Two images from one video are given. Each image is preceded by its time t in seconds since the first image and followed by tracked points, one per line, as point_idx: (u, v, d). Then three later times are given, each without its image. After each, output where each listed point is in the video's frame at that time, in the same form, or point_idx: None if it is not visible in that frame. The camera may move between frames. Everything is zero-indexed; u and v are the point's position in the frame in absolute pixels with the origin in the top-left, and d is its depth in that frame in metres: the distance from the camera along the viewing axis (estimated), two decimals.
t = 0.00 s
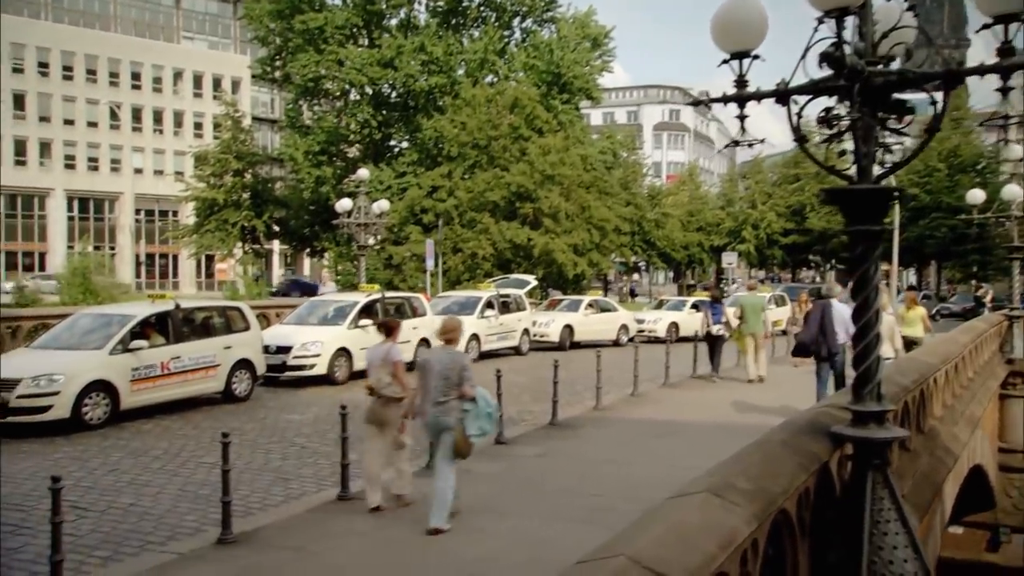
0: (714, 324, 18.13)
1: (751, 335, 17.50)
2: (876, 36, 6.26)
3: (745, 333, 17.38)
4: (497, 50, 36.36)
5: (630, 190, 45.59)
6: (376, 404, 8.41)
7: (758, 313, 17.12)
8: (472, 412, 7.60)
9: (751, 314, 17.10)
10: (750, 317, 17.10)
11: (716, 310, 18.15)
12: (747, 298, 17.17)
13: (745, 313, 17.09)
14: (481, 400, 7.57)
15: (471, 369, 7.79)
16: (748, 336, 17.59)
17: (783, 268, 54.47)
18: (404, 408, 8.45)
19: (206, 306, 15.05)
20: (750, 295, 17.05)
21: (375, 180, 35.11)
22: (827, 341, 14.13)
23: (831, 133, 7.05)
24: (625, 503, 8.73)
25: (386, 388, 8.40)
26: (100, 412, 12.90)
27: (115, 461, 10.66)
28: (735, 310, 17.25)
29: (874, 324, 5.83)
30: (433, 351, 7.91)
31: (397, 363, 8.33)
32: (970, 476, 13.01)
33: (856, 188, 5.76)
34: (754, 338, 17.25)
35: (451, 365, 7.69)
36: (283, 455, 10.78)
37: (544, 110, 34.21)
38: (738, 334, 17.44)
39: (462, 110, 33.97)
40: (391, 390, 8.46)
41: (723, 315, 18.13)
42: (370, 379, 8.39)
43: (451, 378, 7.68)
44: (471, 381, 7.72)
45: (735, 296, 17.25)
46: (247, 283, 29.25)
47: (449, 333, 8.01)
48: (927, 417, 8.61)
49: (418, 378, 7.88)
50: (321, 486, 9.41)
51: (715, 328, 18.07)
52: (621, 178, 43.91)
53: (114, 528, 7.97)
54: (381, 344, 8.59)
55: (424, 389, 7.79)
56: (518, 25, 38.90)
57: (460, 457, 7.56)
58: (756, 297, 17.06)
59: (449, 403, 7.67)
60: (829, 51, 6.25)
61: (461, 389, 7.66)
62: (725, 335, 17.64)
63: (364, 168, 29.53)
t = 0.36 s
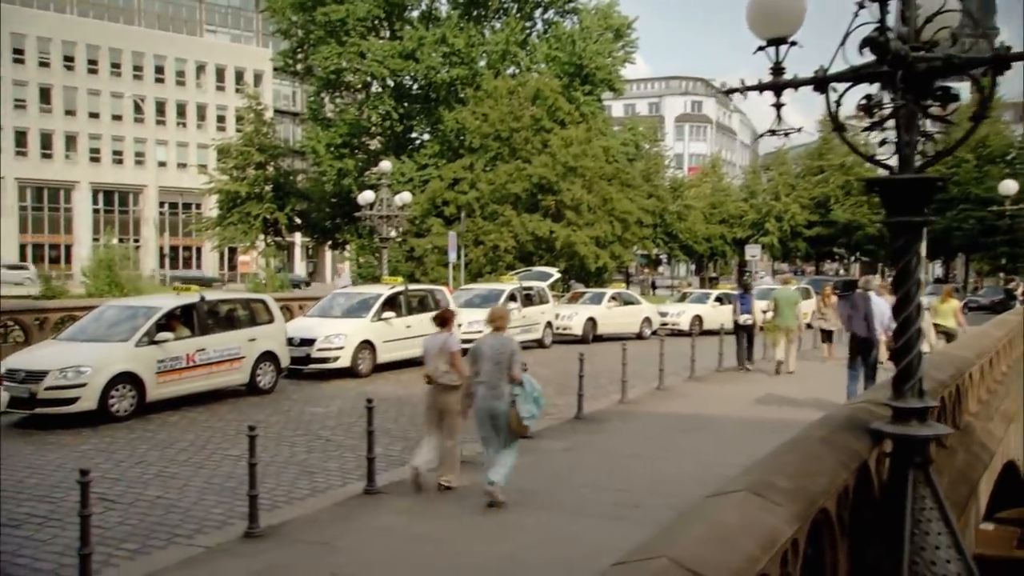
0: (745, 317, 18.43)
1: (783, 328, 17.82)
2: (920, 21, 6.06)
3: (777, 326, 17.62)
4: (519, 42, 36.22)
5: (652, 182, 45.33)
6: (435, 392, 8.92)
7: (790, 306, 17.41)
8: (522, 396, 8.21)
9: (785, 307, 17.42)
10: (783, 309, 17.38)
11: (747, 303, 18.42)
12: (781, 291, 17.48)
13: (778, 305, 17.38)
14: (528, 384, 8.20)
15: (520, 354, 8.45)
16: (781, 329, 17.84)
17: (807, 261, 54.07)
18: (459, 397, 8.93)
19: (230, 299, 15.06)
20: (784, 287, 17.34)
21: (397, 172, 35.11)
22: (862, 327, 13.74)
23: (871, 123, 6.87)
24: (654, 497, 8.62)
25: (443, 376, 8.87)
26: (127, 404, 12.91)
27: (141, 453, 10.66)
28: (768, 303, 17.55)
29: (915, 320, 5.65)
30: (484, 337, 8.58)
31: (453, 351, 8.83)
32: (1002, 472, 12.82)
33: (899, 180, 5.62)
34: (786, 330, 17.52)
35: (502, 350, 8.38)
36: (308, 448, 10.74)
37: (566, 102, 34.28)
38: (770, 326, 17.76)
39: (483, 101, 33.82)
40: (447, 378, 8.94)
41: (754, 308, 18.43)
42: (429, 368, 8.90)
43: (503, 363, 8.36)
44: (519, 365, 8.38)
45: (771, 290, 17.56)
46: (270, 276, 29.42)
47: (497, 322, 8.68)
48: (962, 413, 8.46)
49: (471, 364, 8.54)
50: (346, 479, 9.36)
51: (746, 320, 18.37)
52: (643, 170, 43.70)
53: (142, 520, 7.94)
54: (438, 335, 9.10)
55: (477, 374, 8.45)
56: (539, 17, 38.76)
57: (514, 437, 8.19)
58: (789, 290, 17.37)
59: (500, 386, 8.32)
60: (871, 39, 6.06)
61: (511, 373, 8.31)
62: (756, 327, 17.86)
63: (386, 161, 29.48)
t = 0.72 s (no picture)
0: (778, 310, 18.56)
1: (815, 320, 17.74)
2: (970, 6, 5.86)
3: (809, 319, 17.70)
4: (541, 34, 36.05)
5: (675, 175, 45.06)
6: (489, 385, 8.94)
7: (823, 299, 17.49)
8: (572, 387, 8.49)
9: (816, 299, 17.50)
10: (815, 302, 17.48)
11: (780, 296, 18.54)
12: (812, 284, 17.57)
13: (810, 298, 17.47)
14: (577, 376, 8.50)
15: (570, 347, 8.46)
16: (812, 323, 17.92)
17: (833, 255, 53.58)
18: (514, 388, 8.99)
19: (255, 293, 15.02)
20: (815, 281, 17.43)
21: (420, 166, 35.01)
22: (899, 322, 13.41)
23: (915, 111, 6.71)
24: (687, 496, 8.49)
25: (499, 368, 8.91)
26: (154, 397, 12.91)
27: (168, 447, 10.63)
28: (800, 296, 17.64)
29: (961, 314, 5.45)
30: (533, 333, 8.55)
31: (508, 345, 8.83)
32: None
33: (948, 171, 5.44)
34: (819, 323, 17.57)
35: (552, 345, 8.37)
36: (334, 443, 10.68)
37: (589, 95, 33.93)
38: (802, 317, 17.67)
39: (506, 95, 33.64)
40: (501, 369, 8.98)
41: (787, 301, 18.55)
42: (484, 361, 8.93)
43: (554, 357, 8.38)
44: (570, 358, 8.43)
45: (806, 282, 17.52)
46: (292, 270, 29.42)
47: (546, 316, 8.62)
48: (1001, 408, 8.26)
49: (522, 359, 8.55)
50: (373, 474, 9.28)
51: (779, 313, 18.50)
52: (667, 163, 43.42)
53: (170, 514, 7.91)
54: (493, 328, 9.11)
55: (527, 368, 8.47)
56: (562, 9, 38.67)
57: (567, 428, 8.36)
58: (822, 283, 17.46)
59: (552, 380, 8.40)
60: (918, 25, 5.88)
61: (562, 367, 8.39)
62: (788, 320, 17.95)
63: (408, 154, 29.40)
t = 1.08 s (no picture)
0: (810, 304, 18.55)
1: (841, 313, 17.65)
2: None
3: (836, 313, 17.65)
4: (563, 28, 35.86)
5: (698, 169, 44.75)
6: (541, 372, 9.53)
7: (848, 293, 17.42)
8: (618, 372, 8.88)
9: (842, 293, 17.44)
10: (841, 296, 17.44)
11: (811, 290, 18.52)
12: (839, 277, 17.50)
13: (835, 291, 17.42)
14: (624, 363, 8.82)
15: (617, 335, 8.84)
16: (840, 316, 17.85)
17: (857, 250, 53.09)
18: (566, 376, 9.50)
19: (278, 287, 14.96)
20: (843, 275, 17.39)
21: (441, 160, 34.98)
22: (927, 318, 13.23)
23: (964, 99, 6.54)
24: (719, 493, 8.36)
25: (551, 358, 9.49)
26: (179, 391, 12.90)
27: (194, 442, 10.58)
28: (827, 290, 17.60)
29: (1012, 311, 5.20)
30: (580, 321, 8.91)
31: (557, 335, 9.40)
32: None
33: (996, 160, 5.25)
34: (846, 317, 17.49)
35: (599, 332, 8.75)
36: (359, 438, 10.60)
37: (611, 88, 33.69)
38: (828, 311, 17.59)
39: (528, 89, 33.52)
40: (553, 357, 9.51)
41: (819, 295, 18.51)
42: (534, 351, 9.51)
43: (600, 344, 8.75)
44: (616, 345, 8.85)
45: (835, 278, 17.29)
46: (314, 264, 29.39)
47: (590, 305, 8.87)
48: None
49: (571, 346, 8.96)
50: (399, 470, 9.19)
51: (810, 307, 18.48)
52: (689, 157, 43.12)
53: (197, 509, 7.84)
54: (544, 319, 9.67)
55: (576, 354, 8.86)
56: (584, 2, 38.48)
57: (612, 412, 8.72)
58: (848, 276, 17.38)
59: (598, 365, 8.77)
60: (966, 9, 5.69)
61: (609, 353, 8.79)
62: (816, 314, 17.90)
63: (430, 149, 29.30)
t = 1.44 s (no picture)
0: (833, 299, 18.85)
1: (862, 309, 18.02)
2: None
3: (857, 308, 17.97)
4: (577, 21, 35.72)
5: (712, 163, 44.50)
6: (583, 361, 9.88)
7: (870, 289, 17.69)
8: (651, 360, 9.29)
9: (864, 289, 17.72)
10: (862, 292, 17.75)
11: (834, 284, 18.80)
12: (862, 274, 17.77)
13: (857, 287, 17.73)
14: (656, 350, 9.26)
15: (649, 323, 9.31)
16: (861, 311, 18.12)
17: (872, 245, 52.77)
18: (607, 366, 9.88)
19: (294, 282, 14.87)
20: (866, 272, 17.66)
21: (454, 155, 34.92)
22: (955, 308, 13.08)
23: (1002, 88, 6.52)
24: (741, 492, 8.21)
25: (595, 346, 9.77)
26: (195, 386, 12.84)
27: (210, 437, 10.50)
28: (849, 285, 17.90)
29: None
30: (614, 311, 9.45)
31: (598, 324, 9.81)
32: None
33: None
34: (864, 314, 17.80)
35: (631, 322, 9.28)
36: (376, 434, 10.51)
37: (625, 83, 33.53)
38: (850, 307, 17.96)
39: (541, 83, 33.40)
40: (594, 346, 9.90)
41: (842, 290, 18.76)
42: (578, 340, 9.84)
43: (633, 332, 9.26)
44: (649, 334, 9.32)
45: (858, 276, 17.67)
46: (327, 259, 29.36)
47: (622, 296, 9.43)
48: None
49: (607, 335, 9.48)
50: (416, 467, 9.08)
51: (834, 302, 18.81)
52: (703, 151, 42.90)
53: (215, 506, 7.76)
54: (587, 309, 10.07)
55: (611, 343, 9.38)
56: None
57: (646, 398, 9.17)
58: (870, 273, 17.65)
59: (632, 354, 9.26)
60: None
61: (641, 340, 9.29)
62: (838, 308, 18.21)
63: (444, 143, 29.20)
